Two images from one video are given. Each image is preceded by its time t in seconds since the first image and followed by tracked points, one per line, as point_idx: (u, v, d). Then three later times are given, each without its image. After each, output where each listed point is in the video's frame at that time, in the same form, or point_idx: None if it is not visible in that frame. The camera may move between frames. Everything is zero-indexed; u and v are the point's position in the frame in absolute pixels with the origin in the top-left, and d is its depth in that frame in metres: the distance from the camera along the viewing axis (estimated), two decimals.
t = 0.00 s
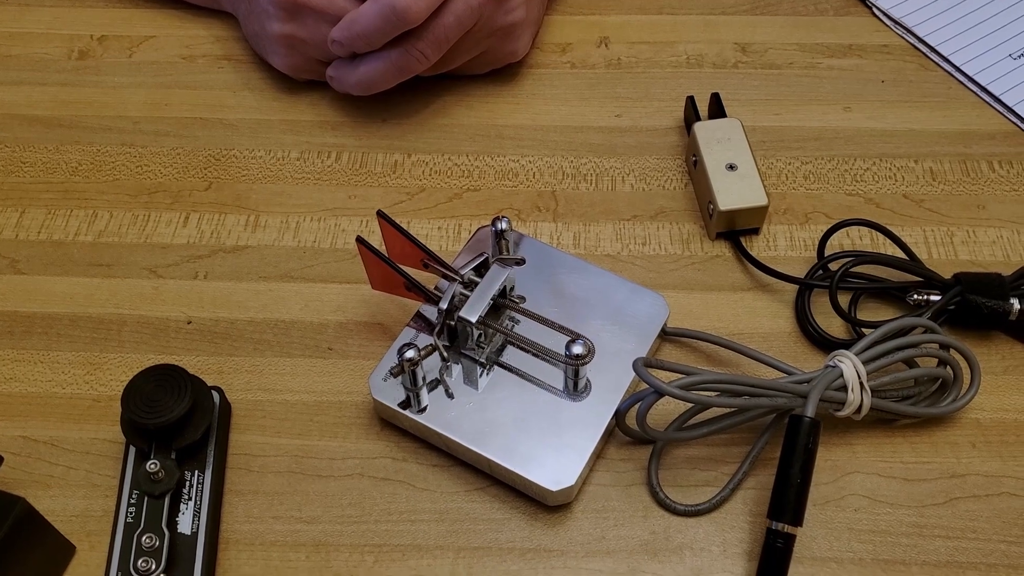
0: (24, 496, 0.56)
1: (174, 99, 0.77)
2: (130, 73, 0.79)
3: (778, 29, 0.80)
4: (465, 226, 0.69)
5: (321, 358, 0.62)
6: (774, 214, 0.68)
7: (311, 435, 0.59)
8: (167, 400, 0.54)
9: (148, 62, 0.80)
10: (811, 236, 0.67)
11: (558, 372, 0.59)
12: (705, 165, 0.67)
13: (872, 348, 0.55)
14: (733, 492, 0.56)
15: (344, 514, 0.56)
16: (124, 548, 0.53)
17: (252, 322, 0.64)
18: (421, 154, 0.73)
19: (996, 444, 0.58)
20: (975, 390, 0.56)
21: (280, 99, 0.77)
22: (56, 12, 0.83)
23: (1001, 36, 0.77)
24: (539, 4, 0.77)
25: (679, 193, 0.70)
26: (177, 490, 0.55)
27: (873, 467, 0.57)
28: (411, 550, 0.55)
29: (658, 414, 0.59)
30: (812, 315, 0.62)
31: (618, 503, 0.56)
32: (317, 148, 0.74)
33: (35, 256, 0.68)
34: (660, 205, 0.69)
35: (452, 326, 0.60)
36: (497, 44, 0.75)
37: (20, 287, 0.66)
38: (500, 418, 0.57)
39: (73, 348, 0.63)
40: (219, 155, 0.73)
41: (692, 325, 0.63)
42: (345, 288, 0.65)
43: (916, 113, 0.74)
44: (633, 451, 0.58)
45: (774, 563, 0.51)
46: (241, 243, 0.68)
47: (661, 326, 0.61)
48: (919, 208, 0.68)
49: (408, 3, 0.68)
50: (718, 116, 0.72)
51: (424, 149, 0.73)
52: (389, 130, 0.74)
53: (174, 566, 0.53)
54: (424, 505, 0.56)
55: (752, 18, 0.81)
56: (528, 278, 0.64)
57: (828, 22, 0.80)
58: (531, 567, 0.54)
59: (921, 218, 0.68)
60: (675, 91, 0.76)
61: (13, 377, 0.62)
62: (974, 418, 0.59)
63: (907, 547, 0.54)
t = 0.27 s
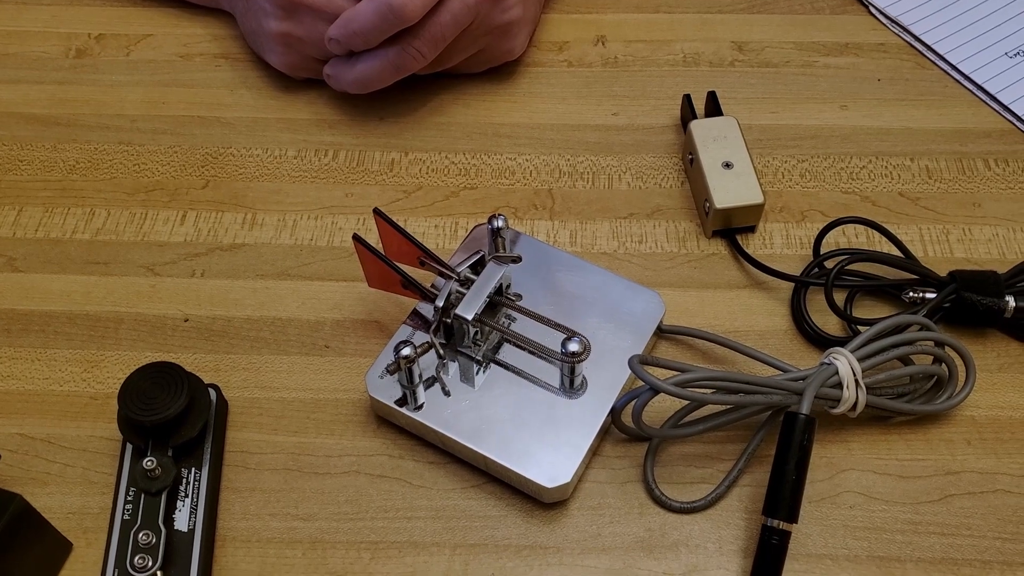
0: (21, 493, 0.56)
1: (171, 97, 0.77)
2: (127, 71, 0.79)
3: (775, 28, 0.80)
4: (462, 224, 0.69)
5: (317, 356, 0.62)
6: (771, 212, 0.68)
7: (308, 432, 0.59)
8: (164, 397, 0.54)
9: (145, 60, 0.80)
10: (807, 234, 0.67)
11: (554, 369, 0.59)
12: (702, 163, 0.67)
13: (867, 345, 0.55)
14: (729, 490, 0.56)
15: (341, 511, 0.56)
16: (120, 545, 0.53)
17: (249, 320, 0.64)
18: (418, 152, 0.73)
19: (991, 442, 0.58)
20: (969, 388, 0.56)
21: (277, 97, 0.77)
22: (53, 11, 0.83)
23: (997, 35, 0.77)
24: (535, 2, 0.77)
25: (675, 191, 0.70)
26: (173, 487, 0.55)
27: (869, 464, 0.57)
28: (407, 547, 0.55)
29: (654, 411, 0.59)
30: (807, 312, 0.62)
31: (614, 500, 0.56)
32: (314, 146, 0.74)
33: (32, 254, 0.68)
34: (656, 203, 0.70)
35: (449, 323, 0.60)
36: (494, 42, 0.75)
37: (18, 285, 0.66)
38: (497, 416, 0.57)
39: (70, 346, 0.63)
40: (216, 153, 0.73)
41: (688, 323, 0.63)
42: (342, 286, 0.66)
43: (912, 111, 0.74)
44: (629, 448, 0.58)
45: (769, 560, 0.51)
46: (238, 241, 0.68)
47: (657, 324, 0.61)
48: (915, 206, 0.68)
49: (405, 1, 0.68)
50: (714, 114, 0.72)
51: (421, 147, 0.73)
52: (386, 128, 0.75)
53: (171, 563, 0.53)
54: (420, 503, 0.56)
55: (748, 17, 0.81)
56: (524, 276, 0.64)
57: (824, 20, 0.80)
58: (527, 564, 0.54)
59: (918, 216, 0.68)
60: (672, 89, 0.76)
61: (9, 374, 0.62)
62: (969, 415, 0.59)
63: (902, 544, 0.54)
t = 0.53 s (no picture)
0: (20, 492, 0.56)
1: (171, 96, 0.77)
2: (126, 71, 0.79)
3: (773, 27, 0.80)
4: (461, 223, 0.69)
5: (316, 355, 0.62)
6: (770, 212, 0.68)
7: (307, 431, 0.59)
8: (162, 396, 0.54)
9: (144, 59, 0.80)
10: (805, 234, 0.67)
11: (552, 368, 0.59)
12: (700, 163, 0.67)
13: (866, 344, 0.55)
14: (727, 489, 0.56)
15: (339, 510, 0.56)
16: (119, 544, 0.53)
17: (248, 319, 0.64)
18: (417, 151, 0.73)
19: (990, 441, 0.58)
20: (968, 388, 0.56)
21: (276, 96, 0.77)
22: (52, 10, 0.83)
23: (995, 35, 0.77)
24: (534, 1, 0.78)
25: (674, 190, 0.70)
26: (172, 486, 0.55)
27: (868, 464, 0.57)
28: (405, 545, 0.55)
29: (652, 411, 0.59)
30: (806, 312, 0.62)
31: (612, 499, 0.56)
32: (313, 145, 0.74)
33: (31, 253, 0.68)
34: (655, 202, 0.70)
35: (447, 322, 0.60)
36: (494, 42, 0.75)
37: (17, 284, 0.66)
38: (495, 415, 0.57)
39: (69, 345, 0.63)
40: (215, 153, 0.74)
41: (687, 322, 0.63)
42: (341, 286, 0.66)
43: (911, 111, 0.74)
44: (628, 448, 0.58)
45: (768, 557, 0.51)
46: (237, 240, 0.68)
47: (656, 323, 0.61)
48: (914, 206, 0.68)
49: None
50: (713, 113, 0.72)
51: (420, 147, 0.73)
52: (385, 128, 0.75)
53: (170, 561, 0.53)
54: (419, 502, 0.56)
55: (747, 16, 0.81)
56: (523, 276, 0.64)
57: (823, 20, 0.80)
58: (525, 563, 0.54)
59: (916, 216, 0.68)
60: (671, 89, 0.76)
61: (8, 373, 0.62)
62: (968, 415, 0.59)
63: (901, 543, 0.54)
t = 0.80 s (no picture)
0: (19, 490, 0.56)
1: (170, 95, 0.77)
2: (126, 69, 0.79)
3: (774, 26, 0.80)
4: (461, 222, 0.69)
5: (316, 354, 0.62)
6: (770, 211, 0.68)
7: (306, 430, 0.59)
8: (163, 394, 0.54)
9: (144, 58, 0.80)
10: (806, 233, 0.67)
11: (552, 367, 0.59)
12: (700, 162, 0.67)
13: (866, 343, 0.55)
14: (727, 488, 0.56)
15: (339, 509, 0.56)
16: (119, 542, 0.53)
17: (248, 318, 0.64)
18: (417, 150, 0.73)
19: (990, 440, 0.58)
20: (968, 387, 0.56)
21: (276, 95, 0.77)
22: (52, 9, 0.83)
23: (995, 34, 0.77)
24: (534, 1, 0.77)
25: (675, 189, 0.70)
26: (172, 484, 0.55)
27: (867, 463, 0.57)
28: (405, 544, 0.55)
29: (652, 410, 0.59)
30: (806, 311, 0.62)
31: (612, 498, 0.56)
32: (313, 144, 0.74)
33: (31, 251, 0.68)
34: (655, 201, 0.70)
35: (447, 321, 0.60)
36: (494, 41, 0.75)
37: (16, 282, 0.66)
38: (495, 414, 0.57)
39: (69, 344, 0.63)
40: (215, 151, 0.74)
41: (687, 321, 0.63)
42: (341, 285, 0.66)
43: (911, 110, 0.74)
44: (627, 446, 0.58)
45: (767, 558, 0.51)
46: (237, 238, 0.68)
47: (656, 322, 0.61)
48: (914, 205, 0.68)
49: None
50: (713, 112, 0.72)
51: (420, 145, 0.73)
52: (385, 127, 0.75)
53: (170, 560, 0.53)
54: (419, 500, 0.56)
55: (748, 15, 0.81)
56: (523, 275, 0.64)
57: (823, 19, 0.80)
58: (525, 562, 0.54)
59: (917, 215, 0.68)
60: (671, 88, 0.76)
61: (8, 372, 0.62)
62: (967, 414, 0.59)
63: (900, 542, 0.54)
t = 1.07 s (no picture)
0: (20, 489, 0.56)
1: (171, 94, 0.77)
2: (127, 68, 0.79)
3: (774, 26, 0.80)
4: (461, 221, 0.69)
5: (317, 352, 0.62)
6: (770, 210, 0.68)
7: (307, 429, 0.59)
8: (163, 392, 0.54)
9: (145, 57, 0.80)
10: (806, 232, 0.67)
11: (553, 366, 0.59)
12: (700, 161, 0.67)
13: (866, 342, 0.55)
14: (727, 487, 0.56)
15: (339, 507, 0.56)
16: (119, 541, 0.53)
17: (248, 316, 0.64)
18: (418, 149, 0.73)
19: (989, 439, 0.58)
20: (968, 386, 0.56)
21: (276, 94, 0.77)
22: (53, 8, 0.83)
23: (995, 34, 0.77)
24: None
25: (675, 188, 0.70)
26: (173, 482, 0.55)
27: (867, 462, 0.57)
28: (406, 543, 0.55)
29: (652, 408, 0.59)
30: (806, 310, 0.62)
31: (612, 496, 0.56)
32: (313, 143, 0.74)
33: (31, 250, 0.68)
34: (655, 200, 0.70)
35: (448, 320, 0.60)
36: (494, 40, 0.75)
37: (17, 281, 0.66)
38: (496, 413, 0.57)
39: (69, 342, 0.63)
40: (215, 150, 0.74)
41: (687, 320, 0.63)
42: (342, 284, 0.66)
43: (911, 110, 0.74)
44: (627, 445, 0.58)
45: (768, 557, 0.51)
46: (237, 237, 0.68)
47: (656, 321, 0.61)
48: (914, 204, 0.68)
49: None
50: (713, 112, 0.72)
51: (420, 145, 0.73)
52: (385, 126, 0.75)
53: (170, 558, 0.53)
54: (420, 499, 0.56)
55: (748, 15, 0.81)
56: (523, 274, 0.64)
57: (823, 19, 0.80)
58: (525, 561, 0.54)
59: (917, 214, 0.68)
60: (671, 87, 0.76)
61: (8, 371, 0.62)
62: (967, 413, 0.59)
63: (900, 541, 0.55)
